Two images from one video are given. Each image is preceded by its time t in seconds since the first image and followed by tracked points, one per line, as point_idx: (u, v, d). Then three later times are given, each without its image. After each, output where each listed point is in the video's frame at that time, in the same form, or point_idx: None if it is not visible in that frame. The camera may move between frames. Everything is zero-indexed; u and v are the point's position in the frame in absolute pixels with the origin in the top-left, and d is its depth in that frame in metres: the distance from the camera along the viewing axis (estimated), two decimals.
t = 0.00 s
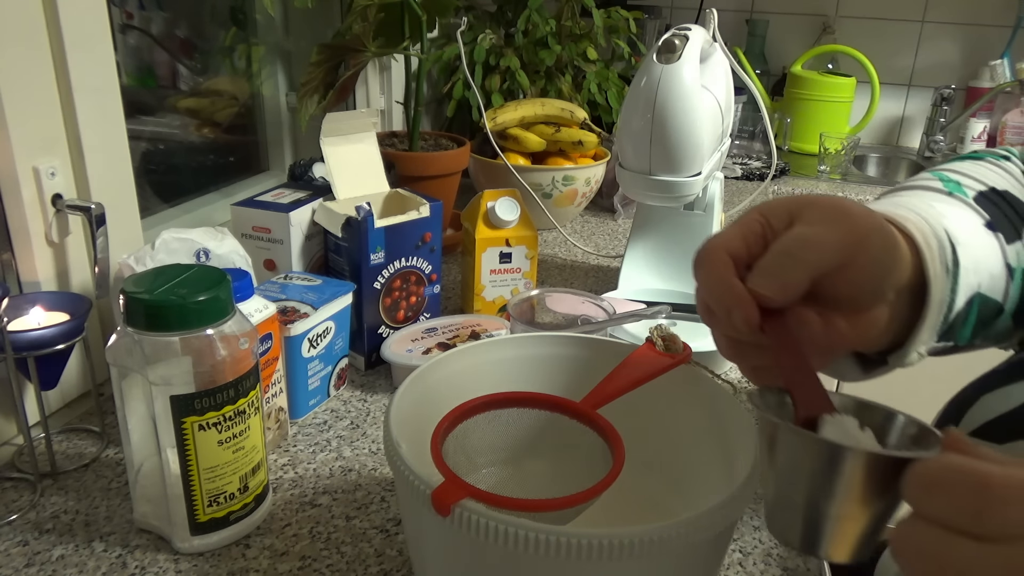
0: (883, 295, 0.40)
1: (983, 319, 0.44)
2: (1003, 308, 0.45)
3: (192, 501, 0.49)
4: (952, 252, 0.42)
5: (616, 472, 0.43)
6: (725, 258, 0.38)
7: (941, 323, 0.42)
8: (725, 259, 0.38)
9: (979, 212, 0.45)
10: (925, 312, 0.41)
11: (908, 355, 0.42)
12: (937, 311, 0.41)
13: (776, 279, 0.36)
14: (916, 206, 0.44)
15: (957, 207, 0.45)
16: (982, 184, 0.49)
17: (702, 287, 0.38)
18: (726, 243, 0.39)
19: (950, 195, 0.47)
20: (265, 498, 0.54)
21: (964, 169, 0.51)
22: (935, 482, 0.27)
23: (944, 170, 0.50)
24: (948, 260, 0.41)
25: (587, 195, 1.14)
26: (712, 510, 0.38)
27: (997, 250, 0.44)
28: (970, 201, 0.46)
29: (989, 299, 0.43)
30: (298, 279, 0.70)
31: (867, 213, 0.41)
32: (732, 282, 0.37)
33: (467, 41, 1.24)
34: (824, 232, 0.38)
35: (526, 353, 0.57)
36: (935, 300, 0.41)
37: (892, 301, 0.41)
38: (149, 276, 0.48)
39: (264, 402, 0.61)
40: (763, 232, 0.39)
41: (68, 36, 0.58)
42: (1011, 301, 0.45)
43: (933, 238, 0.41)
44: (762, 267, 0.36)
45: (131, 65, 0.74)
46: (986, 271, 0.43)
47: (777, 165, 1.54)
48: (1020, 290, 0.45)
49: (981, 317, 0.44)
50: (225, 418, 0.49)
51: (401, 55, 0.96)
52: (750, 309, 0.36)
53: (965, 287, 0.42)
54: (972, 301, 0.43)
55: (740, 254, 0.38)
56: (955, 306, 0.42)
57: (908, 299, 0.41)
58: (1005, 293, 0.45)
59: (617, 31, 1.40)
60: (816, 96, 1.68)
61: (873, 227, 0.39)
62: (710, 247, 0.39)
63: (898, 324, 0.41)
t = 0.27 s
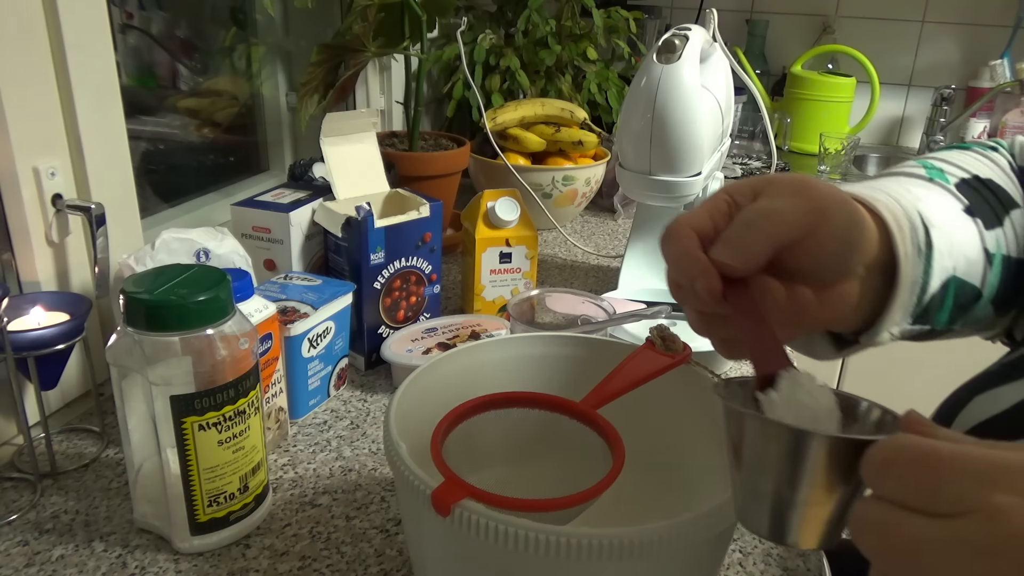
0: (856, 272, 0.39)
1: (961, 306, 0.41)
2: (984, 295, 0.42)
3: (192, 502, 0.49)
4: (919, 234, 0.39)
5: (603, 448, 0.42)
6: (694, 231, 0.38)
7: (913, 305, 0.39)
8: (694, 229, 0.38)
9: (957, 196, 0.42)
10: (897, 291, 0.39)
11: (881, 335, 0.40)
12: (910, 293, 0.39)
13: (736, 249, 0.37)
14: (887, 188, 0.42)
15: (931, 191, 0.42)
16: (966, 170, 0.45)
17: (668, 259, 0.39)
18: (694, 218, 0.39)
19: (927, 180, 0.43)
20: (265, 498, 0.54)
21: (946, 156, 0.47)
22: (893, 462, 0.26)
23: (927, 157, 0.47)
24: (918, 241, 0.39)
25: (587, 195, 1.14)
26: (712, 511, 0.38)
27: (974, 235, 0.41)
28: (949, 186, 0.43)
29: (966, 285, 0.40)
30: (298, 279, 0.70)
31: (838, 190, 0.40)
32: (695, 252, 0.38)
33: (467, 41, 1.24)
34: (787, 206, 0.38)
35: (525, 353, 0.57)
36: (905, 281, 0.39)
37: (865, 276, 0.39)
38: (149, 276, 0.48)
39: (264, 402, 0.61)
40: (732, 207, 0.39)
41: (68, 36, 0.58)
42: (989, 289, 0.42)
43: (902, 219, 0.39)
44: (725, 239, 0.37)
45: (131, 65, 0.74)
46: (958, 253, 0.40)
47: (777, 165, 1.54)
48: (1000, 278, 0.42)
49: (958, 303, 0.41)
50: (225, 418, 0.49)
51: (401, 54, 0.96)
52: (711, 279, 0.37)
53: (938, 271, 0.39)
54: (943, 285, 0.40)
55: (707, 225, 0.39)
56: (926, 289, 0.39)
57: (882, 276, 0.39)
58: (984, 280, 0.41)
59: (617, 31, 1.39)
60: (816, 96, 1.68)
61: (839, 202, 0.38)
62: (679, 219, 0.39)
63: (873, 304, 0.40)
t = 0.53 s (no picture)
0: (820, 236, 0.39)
1: (934, 285, 0.42)
2: (959, 275, 0.42)
3: (192, 502, 0.49)
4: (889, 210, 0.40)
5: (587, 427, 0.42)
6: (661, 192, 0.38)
7: (882, 279, 0.40)
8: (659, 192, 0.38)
9: (935, 177, 0.43)
10: (862, 262, 0.40)
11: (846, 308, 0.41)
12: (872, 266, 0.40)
13: (694, 208, 0.38)
14: (863, 165, 0.42)
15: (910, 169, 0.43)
16: (949, 154, 0.45)
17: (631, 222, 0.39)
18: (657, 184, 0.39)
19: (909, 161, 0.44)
20: (265, 498, 0.54)
21: (932, 142, 0.47)
22: (861, 457, 0.26)
23: (913, 140, 0.47)
24: (887, 214, 0.40)
25: (587, 195, 1.14)
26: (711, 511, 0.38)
27: (950, 215, 0.42)
28: (930, 166, 0.43)
29: (938, 263, 0.41)
30: (298, 279, 0.70)
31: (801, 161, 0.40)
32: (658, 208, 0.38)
33: (467, 41, 1.24)
34: (748, 169, 0.38)
35: (525, 353, 0.57)
36: (871, 253, 0.39)
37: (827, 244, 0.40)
38: (149, 276, 0.48)
39: (264, 402, 0.61)
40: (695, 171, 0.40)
41: (68, 36, 0.58)
42: (965, 271, 0.42)
43: (868, 193, 0.40)
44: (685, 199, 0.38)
45: (130, 65, 0.74)
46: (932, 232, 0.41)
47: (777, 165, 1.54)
48: (977, 259, 0.42)
49: (932, 281, 0.41)
50: (225, 418, 0.49)
51: (401, 55, 0.96)
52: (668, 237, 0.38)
53: (910, 248, 0.40)
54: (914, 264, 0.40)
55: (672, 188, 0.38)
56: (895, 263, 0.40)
57: (845, 245, 0.40)
58: (959, 261, 0.42)
59: (618, 31, 1.40)
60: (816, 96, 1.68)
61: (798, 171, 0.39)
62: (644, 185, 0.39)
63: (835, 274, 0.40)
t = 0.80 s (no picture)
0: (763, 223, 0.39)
1: (892, 271, 0.44)
2: (918, 263, 0.45)
3: (192, 502, 0.49)
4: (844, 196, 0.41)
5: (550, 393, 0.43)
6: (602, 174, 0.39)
7: (832, 264, 0.41)
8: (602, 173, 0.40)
9: (901, 166, 0.45)
10: (805, 248, 0.40)
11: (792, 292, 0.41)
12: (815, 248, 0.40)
13: (629, 187, 0.37)
14: (826, 151, 0.44)
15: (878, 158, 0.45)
16: (923, 145, 0.47)
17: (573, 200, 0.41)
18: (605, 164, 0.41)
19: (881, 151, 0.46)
20: (265, 499, 0.54)
21: (909, 133, 0.49)
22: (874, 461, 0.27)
23: (891, 132, 0.49)
24: (837, 202, 0.40)
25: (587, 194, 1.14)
26: (712, 511, 0.38)
27: (912, 204, 0.43)
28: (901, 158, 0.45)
29: (897, 250, 0.43)
30: (298, 279, 0.70)
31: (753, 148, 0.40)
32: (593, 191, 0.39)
33: (467, 41, 1.24)
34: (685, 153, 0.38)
35: (525, 353, 0.57)
36: (815, 241, 0.40)
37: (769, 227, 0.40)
38: (149, 276, 0.48)
39: (264, 402, 0.61)
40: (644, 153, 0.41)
41: (68, 36, 0.58)
42: (927, 259, 0.45)
43: (816, 181, 0.40)
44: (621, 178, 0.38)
45: (131, 66, 0.74)
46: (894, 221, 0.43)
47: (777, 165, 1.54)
48: (939, 249, 0.45)
49: (889, 267, 0.44)
50: (225, 418, 0.49)
51: (401, 54, 0.96)
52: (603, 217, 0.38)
53: (864, 234, 0.42)
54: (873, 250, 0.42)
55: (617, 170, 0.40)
56: (849, 249, 0.41)
57: (788, 228, 0.40)
58: (920, 250, 0.44)
59: (617, 31, 1.40)
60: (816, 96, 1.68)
61: (741, 158, 0.39)
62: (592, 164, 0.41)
63: (780, 257, 0.40)
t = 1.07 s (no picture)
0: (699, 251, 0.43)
1: (849, 285, 0.46)
2: (878, 275, 0.46)
3: (192, 502, 0.49)
4: (784, 219, 0.43)
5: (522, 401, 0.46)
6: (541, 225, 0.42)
7: (778, 285, 0.44)
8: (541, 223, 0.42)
9: (858, 182, 0.46)
10: (745, 273, 0.43)
11: (737, 311, 0.45)
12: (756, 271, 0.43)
13: (562, 241, 0.40)
14: (776, 173, 0.46)
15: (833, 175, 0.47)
16: (894, 154, 0.48)
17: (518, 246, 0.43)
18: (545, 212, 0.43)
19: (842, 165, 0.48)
20: (265, 499, 0.54)
21: (882, 141, 0.50)
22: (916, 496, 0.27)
23: (870, 139, 0.50)
24: (778, 227, 0.43)
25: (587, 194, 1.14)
26: (713, 512, 0.38)
27: (864, 219, 0.45)
28: (861, 172, 0.47)
29: (851, 267, 0.45)
30: (298, 279, 0.70)
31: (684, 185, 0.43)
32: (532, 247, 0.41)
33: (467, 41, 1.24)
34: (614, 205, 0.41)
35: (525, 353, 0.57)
36: (754, 266, 0.43)
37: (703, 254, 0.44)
38: (149, 276, 0.48)
39: (264, 402, 0.61)
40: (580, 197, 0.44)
41: (68, 36, 0.58)
42: (887, 273, 0.46)
43: (752, 213, 0.43)
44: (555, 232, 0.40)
45: (131, 66, 0.74)
46: (840, 237, 0.45)
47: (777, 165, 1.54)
48: (900, 261, 0.46)
49: (845, 282, 0.46)
50: (225, 418, 0.49)
51: (401, 55, 0.96)
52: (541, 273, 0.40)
53: (812, 254, 0.44)
54: (821, 267, 0.45)
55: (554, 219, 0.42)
56: (795, 270, 0.44)
57: (727, 253, 0.44)
58: (878, 264, 0.46)
59: (617, 31, 1.40)
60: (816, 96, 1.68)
61: (668, 203, 0.42)
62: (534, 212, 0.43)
63: (718, 278, 0.45)
